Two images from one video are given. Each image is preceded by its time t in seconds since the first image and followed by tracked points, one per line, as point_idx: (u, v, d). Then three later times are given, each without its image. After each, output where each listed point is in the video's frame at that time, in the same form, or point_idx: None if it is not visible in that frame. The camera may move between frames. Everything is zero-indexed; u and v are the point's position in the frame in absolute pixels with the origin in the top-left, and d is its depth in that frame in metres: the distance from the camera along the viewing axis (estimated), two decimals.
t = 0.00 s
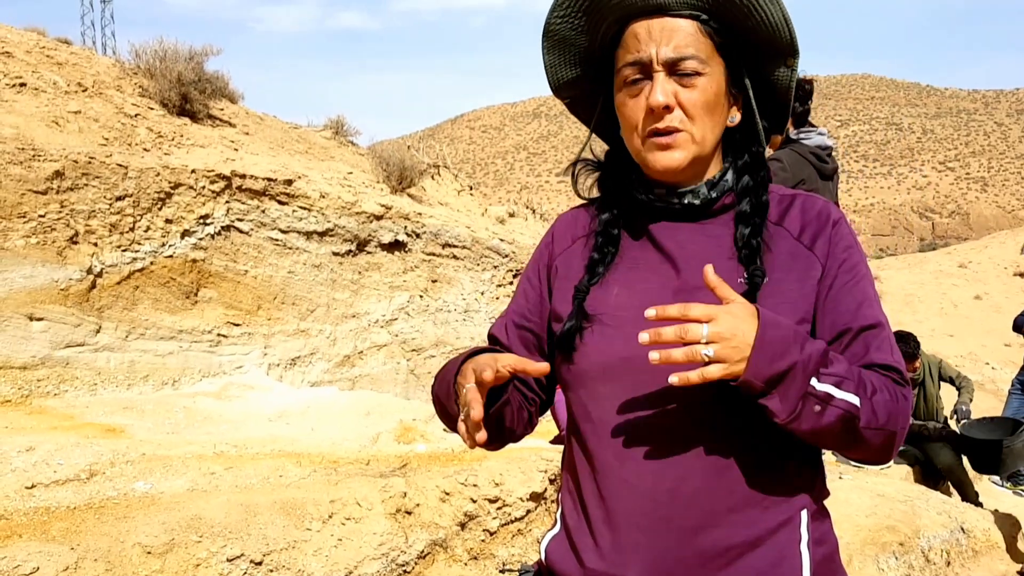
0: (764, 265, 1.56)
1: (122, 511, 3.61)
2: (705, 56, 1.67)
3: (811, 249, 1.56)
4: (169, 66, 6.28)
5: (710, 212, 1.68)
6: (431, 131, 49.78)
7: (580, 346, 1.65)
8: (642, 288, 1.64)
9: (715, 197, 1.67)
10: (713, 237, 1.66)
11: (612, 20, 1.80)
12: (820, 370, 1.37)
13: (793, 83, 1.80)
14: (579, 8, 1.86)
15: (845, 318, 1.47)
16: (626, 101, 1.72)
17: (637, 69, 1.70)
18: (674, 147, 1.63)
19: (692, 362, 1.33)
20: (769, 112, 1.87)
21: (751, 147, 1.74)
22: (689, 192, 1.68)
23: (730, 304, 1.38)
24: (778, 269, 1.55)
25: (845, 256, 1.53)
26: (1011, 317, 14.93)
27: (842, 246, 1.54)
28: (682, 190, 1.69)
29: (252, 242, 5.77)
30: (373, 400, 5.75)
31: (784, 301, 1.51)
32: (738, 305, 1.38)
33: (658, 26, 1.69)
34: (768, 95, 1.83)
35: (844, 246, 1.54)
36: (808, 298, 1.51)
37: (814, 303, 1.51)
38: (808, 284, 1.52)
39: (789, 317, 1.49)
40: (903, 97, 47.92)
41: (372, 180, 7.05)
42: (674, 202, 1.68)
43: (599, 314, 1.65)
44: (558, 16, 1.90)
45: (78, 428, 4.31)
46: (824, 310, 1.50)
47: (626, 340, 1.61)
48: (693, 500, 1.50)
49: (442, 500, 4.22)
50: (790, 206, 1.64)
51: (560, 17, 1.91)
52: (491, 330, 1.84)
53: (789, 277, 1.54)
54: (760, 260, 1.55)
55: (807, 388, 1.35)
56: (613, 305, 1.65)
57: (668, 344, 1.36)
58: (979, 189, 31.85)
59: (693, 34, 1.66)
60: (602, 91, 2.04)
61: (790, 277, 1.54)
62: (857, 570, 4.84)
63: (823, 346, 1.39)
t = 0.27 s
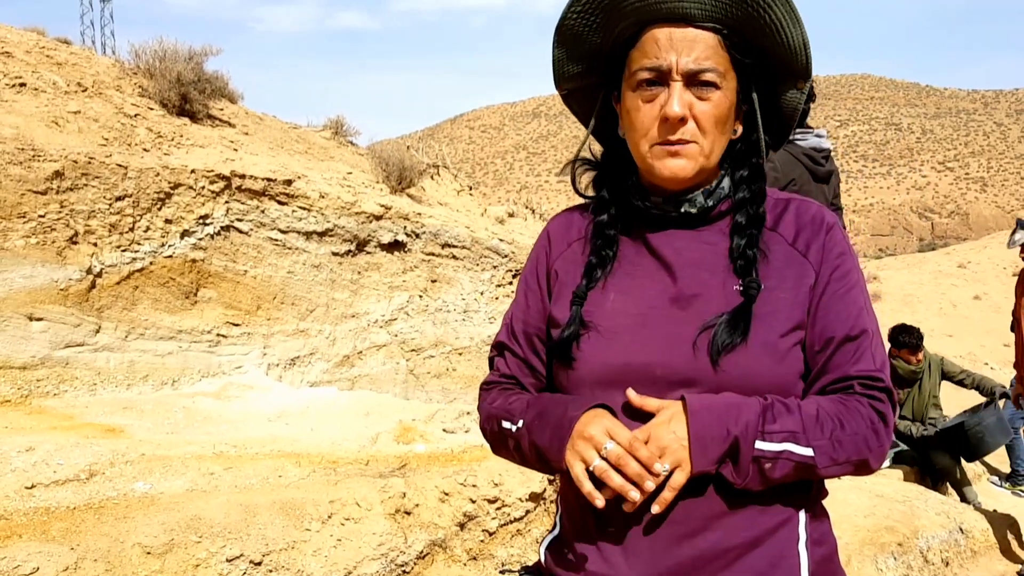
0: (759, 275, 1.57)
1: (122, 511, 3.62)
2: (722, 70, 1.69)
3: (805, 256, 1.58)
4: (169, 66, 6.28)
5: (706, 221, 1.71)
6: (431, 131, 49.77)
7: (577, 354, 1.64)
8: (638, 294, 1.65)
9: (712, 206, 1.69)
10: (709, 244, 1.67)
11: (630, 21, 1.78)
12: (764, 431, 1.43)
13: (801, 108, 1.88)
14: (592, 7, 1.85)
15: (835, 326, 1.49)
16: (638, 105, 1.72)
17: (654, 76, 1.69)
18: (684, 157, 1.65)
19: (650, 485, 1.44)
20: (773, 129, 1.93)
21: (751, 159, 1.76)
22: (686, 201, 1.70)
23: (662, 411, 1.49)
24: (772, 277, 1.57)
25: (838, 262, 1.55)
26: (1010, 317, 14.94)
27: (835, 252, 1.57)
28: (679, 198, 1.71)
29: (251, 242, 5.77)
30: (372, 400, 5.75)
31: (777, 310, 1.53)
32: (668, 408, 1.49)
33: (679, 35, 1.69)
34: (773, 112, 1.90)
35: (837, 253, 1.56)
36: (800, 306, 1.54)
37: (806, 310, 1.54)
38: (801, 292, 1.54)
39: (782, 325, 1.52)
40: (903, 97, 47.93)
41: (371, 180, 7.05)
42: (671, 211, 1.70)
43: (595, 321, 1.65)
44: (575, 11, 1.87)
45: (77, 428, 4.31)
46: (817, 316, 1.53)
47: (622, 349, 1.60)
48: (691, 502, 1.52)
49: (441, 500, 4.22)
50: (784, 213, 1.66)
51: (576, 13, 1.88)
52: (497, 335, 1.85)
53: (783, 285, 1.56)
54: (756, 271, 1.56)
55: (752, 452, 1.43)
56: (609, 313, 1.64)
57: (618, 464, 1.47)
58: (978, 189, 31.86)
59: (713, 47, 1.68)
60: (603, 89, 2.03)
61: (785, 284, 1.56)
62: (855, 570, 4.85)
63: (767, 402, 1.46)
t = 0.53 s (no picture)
0: (765, 277, 1.58)
1: (125, 512, 3.62)
2: (746, 71, 1.71)
3: (810, 259, 1.59)
4: (171, 67, 6.29)
5: (712, 220, 1.71)
6: (431, 131, 49.77)
7: (586, 350, 1.65)
8: (642, 295, 1.65)
9: (719, 205, 1.69)
10: (714, 245, 1.67)
11: (657, 12, 1.78)
12: (781, 419, 1.43)
13: (815, 118, 1.93)
14: None
15: (840, 331, 1.50)
16: (660, 94, 1.73)
17: (678, 68, 1.70)
18: (700, 152, 1.66)
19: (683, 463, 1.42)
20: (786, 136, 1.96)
21: (762, 163, 1.78)
22: (694, 199, 1.69)
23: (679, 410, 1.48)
24: (778, 281, 1.58)
25: (842, 267, 1.57)
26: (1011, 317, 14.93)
27: (840, 256, 1.58)
28: (686, 196, 1.70)
29: (254, 242, 5.78)
30: (374, 400, 5.76)
31: (783, 312, 1.54)
32: (683, 406, 1.49)
33: (708, 29, 1.70)
34: (787, 119, 1.94)
35: (841, 257, 1.58)
36: (805, 309, 1.54)
37: (811, 314, 1.55)
38: (807, 295, 1.55)
39: (789, 328, 1.53)
40: (904, 97, 47.92)
41: (373, 180, 7.05)
42: (679, 208, 1.69)
43: (602, 320, 1.65)
44: None
45: (80, 428, 4.32)
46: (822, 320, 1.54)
47: (626, 350, 1.61)
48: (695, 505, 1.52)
49: (444, 500, 4.23)
50: (790, 216, 1.67)
51: None
52: (497, 330, 1.84)
53: (788, 288, 1.56)
54: (762, 274, 1.57)
55: (771, 440, 1.43)
56: (612, 314, 1.65)
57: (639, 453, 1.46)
58: (980, 189, 31.85)
59: (739, 46, 1.70)
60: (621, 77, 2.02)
61: (791, 287, 1.56)
62: (857, 571, 4.86)
63: (782, 394, 1.46)
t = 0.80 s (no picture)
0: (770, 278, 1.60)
1: (124, 512, 3.63)
2: (750, 87, 1.71)
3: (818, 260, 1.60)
4: (170, 67, 6.29)
5: (719, 223, 1.72)
6: (431, 131, 49.77)
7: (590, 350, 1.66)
8: (649, 295, 1.67)
9: (726, 208, 1.71)
10: (720, 247, 1.69)
11: (663, 26, 1.77)
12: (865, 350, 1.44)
13: (821, 122, 1.96)
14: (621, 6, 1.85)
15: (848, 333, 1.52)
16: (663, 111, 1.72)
17: (681, 86, 1.70)
18: (707, 169, 1.68)
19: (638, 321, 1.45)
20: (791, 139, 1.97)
21: (767, 165, 1.78)
22: (701, 204, 1.71)
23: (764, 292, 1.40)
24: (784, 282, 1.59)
25: (852, 266, 1.57)
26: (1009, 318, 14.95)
27: (850, 256, 1.59)
28: (693, 201, 1.72)
29: (253, 243, 5.78)
30: (374, 401, 5.76)
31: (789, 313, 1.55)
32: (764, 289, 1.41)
33: (711, 46, 1.70)
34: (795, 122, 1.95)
35: (851, 257, 1.58)
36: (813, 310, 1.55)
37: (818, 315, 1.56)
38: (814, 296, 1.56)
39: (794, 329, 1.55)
40: (903, 97, 47.95)
41: (372, 181, 7.06)
42: (685, 213, 1.71)
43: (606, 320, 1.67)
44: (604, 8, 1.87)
45: (79, 429, 4.33)
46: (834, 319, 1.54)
47: (632, 349, 1.62)
48: (700, 505, 1.52)
49: (443, 500, 4.24)
50: (796, 217, 1.68)
51: (606, 10, 1.87)
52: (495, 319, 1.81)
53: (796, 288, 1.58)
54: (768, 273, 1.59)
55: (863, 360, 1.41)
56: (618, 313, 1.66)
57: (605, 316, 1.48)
58: (978, 189, 31.88)
59: (743, 62, 1.70)
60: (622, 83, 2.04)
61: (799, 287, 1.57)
62: (856, 571, 4.87)
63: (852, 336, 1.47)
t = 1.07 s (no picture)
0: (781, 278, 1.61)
1: (126, 513, 3.63)
2: (763, 85, 1.71)
3: (827, 264, 1.62)
4: (171, 68, 6.30)
5: (729, 223, 1.73)
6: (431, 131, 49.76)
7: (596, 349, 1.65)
8: (658, 294, 1.67)
9: (736, 208, 1.73)
10: (729, 248, 1.70)
11: (676, 25, 1.77)
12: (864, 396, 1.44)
13: (831, 122, 1.97)
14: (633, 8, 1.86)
15: (858, 336, 1.53)
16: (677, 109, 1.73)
17: (695, 83, 1.71)
18: (720, 167, 1.69)
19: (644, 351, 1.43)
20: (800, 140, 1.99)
21: (776, 163, 1.81)
22: (711, 203, 1.72)
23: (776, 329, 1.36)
24: (794, 284, 1.61)
25: (858, 273, 1.60)
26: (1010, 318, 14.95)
27: (856, 262, 1.62)
28: (704, 200, 1.73)
29: (254, 243, 5.79)
30: (374, 401, 5.77)
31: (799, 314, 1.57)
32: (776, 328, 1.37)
33: (725, 43, 1.71)
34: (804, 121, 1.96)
35: (857, 264, 1.61)
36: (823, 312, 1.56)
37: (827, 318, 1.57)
38: (824, 299, 1.58)
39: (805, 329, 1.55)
40: (903, 97, 47.95)
41: (373, 181, 7.06)
42: (696, 211, 1.72)
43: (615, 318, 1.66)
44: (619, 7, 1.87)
45: (81, 429, 4.33)
46: (841, 323, 1.56)
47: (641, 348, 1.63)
48: (706, 507, 1.54)
49: (444, 501, 4.24)
50: (805, 220, 1.70)
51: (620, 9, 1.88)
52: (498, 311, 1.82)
53: (805, 291, 1.59)
54: (778, 273, 1.60)
55: (862, 416, 1.42)
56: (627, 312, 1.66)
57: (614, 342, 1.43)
58: (979, 189, 31.88)
59: (757, 59, 1.71)
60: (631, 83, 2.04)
61: (808, 290, 1.59)
62: (856, 572, 4.88)
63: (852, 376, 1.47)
